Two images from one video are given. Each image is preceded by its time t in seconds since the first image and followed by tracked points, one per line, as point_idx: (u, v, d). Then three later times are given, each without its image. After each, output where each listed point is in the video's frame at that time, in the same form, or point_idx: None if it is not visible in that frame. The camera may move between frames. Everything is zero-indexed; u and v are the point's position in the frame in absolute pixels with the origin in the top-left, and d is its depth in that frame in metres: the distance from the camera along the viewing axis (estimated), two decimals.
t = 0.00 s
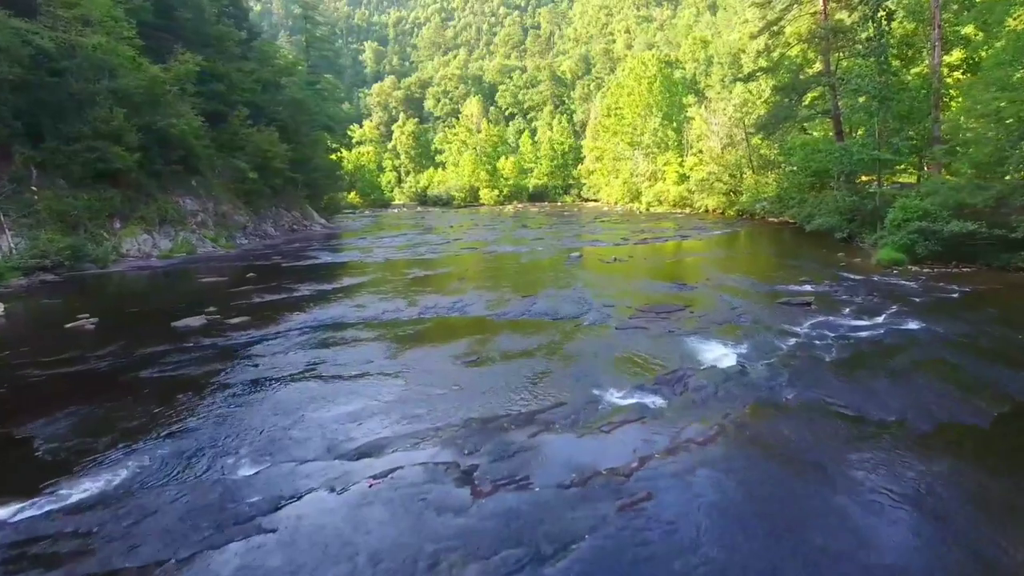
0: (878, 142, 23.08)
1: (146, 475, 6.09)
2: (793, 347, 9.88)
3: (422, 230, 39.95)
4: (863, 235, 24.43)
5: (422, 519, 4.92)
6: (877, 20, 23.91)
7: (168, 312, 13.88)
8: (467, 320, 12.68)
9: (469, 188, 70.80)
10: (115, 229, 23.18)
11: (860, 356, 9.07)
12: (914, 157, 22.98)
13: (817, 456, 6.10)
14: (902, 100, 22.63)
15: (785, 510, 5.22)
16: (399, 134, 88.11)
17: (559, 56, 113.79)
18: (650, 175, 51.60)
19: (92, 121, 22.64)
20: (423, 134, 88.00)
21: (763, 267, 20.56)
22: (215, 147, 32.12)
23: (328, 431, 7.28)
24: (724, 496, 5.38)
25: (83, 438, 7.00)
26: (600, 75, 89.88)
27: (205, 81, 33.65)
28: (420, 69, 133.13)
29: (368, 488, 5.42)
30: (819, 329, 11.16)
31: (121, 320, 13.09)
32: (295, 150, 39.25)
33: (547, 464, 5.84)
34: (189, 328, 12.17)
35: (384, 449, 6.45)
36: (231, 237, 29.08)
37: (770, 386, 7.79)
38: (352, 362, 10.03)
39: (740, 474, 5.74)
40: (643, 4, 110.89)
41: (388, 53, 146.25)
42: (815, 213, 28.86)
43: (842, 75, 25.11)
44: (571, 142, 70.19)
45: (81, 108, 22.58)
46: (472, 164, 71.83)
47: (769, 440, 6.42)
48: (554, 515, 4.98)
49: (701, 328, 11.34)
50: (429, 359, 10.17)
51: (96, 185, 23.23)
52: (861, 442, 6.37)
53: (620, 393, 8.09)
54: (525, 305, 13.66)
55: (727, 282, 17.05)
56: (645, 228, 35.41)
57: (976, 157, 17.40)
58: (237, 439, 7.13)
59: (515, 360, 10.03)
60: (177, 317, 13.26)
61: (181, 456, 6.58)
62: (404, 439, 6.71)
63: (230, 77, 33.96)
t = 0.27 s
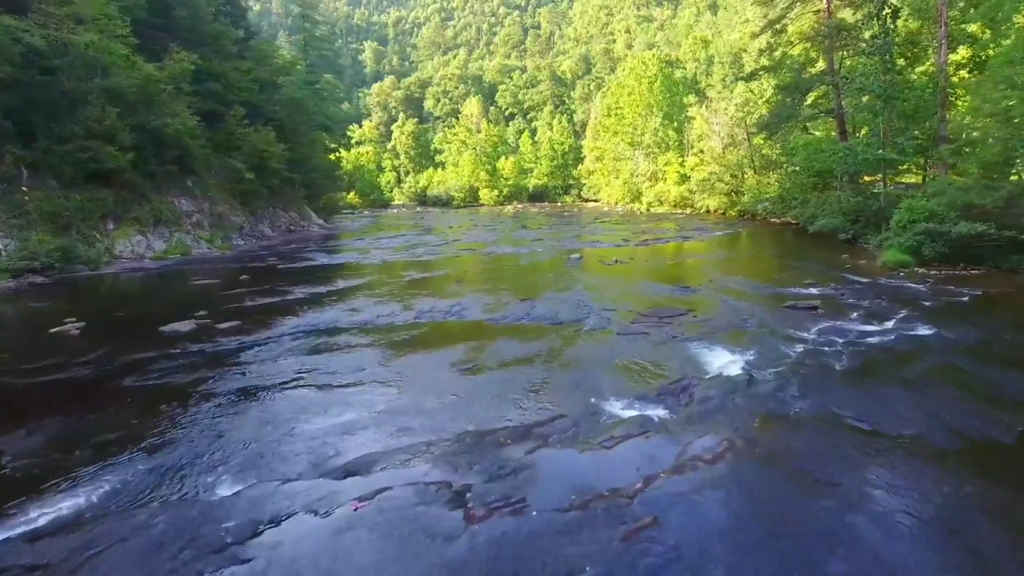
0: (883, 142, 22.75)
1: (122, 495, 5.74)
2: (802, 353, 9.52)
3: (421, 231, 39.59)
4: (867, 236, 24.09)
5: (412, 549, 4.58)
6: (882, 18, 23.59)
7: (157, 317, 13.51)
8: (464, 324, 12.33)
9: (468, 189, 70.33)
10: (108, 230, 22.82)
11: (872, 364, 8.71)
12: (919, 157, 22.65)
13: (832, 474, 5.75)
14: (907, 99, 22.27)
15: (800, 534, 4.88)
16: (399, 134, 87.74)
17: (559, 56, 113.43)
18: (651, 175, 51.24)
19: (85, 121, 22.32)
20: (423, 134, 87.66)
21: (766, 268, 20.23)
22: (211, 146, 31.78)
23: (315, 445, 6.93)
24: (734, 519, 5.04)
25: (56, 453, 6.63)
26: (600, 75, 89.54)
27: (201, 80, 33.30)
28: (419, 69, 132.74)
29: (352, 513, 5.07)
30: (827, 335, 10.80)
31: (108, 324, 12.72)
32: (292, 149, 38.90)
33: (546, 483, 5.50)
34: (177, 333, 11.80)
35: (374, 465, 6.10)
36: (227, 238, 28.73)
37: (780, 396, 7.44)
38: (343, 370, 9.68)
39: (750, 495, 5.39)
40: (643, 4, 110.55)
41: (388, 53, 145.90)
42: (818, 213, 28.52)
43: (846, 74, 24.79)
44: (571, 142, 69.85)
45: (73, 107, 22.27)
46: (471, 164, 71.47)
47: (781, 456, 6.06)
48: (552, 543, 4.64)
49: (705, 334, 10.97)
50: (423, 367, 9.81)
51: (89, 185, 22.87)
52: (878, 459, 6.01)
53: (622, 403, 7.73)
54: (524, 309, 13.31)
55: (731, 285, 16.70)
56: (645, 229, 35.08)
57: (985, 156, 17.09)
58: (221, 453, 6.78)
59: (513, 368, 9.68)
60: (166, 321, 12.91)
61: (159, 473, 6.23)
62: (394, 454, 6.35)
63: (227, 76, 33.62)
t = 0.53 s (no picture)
0: (887, 142, 22.49)
1: (100, 514, 5.46)
2: (809, 360, 9.21)
3: (420, 231, 39.29)
4: (871, 237, 23.82)
5: None
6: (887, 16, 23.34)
7: (148, 320, 13.22)
8: (462, 329, 12.04)
9: (468, 189, 70.01)
10: (102, 231, 22.53)
11: (883, 372, 8.41)
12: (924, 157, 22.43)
13: (847, 493, 5.47)
14: (912, 98, 21.99)
15: (813, 557, 4.60)
16: (398, 134, 87.47)
17: (559, 56, 113.12)
18: (651, 175, 50.96)
19: (78, 120, 22.09)
20: (422, 134, 87.41)
21: (769, 270, 19.95)
22: (208, 147, 31.52)
23: (304, 458, 6.64)
24: (744, 541, 4.76)
25: (32, 468, 6.32)
26: (600, 75, 89.27)
27: (198, 79, 33.05)
28: (419, 69, 132.45)
29: (339, 534, 4.79)
30: (834, 340, 10.47)
31: (98, 328, 12.43)
32: (290, 150, 38.64)
33: (546, 503, 5.21)
34: (168, 337, 11.50)
35: (366, 481, 5.82)
36: (223, 239, 28.44)
37: (792, 407, 7.14)
38: (337, 377, 9.37)
39: (762, 516, 5.10)
40: (644, 4, 110.27)
41: (387, 53, 145.66)
42: (821, 214, 28.23)
43: (850, 73, 24.54)
44: (571, 142, 69.60)
45: (66, 106, 22.11)
46: (471, 164, 71.18)
47: (790, 471, 5.79)
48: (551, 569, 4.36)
49: (709, 340, 10.68)
50: (419, 373, 9.50)
51: (83, 186, 22.60)
52: (894, 475, 5.74)
53: (625, 413, 7.45)
54: (523, 313, 13.03)
55: (733, 287, 16.42)
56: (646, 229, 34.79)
57: (992, 156, 16.84)
58: (207, 466, 6.49)
59: (512, 375, 9.40)
60: (157, 325, 12.63)
61: (139, 489, 5.93)
62: (386, 468, 6.07)
63: (224, 76, 33.38)
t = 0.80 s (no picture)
0: (892, 141, 22.13)
1: (67, 540, 5.10)
2: (820, 368, 8.85)
3: (420, 232, 38.91)
4: (875, 238, 23.46)
5: None
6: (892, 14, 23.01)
7: (136, 325, 12.85)
8: (458, 334, 11.67)
9: (468, 189, 69.58)
10: (95, 232, 22.17)
11: (897, 381, 8.05)
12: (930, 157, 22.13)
13: (866, 516, 5.11)
14: (918, 97, 21.65)
15: None
16: (398, 134, 87.13)
17: (559, 55, 112.71)
18: (652, 176, 50.59)
19: (70, 120, 21.76)
20: (422, 134, 87.07)
21: (772, 272, 19.59)
22: (205, 146, 31.19)
23: (288, 475, 6.28)
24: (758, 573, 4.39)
25: None
26: (601, 75, 88.91)
27: (194, 78, 32.70)
28: (419, 69, 132.07)
29: (319, 567, 4.43)
30: (844, 347, 10.11)
31: (84, 333, 12.06)
32: (288, 150, 38.31)
33: (544, 531, 4.84)
34: (156, 343, 11.13)
35: (352, 504, 5.45)
36: (219, 240, 28.08)
37: (804, 420, 6.78)
38: (328, 385, 9.00)
39: (776, 543, 4.73)
40: (645, 3, 109.88)
41: (387, 53, 145.31)
42: (825, 215, 27.87)
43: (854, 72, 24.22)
44: (571, 142, 69.25)
45: (58, 105, 21.77)
46: (471, 164, 70.82)
47: (805, 492, 5.42)
48: None
49: (714, 347, 10.33)
50: (413, 382, 9.13)
51: (76, 186, 22.25)
52: (915, 495, 5.38)
53: (629, 426, 7.08)
54: (523, 318, 12.66)
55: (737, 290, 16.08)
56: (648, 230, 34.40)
57: (1002, 156, 16.50)
58: (186, 485, 6.13)
59: (510, 384, 9.02)
60: (146, 330, 12.27)
61: (111, 512, 5.55)
62: (374, 488, 5.71)
63: (221, 75, 33.06)
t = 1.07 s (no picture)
0: (898, 141, 21.78)
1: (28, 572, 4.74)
2: (830, 377, 8.51)
3: (418, 233, 38.55)
4: (880, 239, 23.13)
5: None
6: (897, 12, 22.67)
7: (123, 329, 12.48)
8: (455, 341, 11.29)
9: (467, 189, 69.14)
10: (87, 233, 21.83)
11: (913, 391, 7.69)
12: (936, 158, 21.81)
13: (887, 542, 4.76)
14: (924, 96, 21.29)
15: None
16: (397, 134, 86.78)
17: (559, 55, 112.34)
18: (653, 176, 50.26)
19: (62, 119, 21.41)
20: (422, 134, 86.74)
21: (776, 274, 19.23)
22: (200, 146, 30.85)
23: (272, 495, 5.91)
24: None
25: None
26: (601, 74, 88.58)
27: (190, 77, 32.35)
28: (419, 69, 131.71)
29: None
30: (855, 354, 9.75)
31: (69, 339, 11.70)
32: (285, 150, 37.97)
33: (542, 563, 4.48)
34: (141, 349, 10.76)
35: (336, 531, 5.09)
36: (215, 241, 27.73)
37: (818, 435, 6.43)
38: (317, 395, 8.62)
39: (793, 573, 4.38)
40: (645, 3, 109.52)
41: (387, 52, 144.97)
42: (828, 216, 27.51)
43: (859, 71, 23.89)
44: (571, 142, 68.92)
45: (49, 104, 21.41)
46: (470, 165, 70.47)
47: (822, 515, 5.07)
48: None
49: (719, 354, 9.96)
50: (407, 391, 8.76)
51: (67, 186, 21.90)
52: (940, 518, 5.02)
53: (633, 441, 6.72)
54: (522, 323, 12.28)
55: (740, 293, 15.75)
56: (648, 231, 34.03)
57: (1011, 156, 16.17)
58: (161, 506, 5.76)
59: (508, 394, 8.65)
60: (132, 335, 11.91)
61: (79, 537, 5.19)
62: (360, 511, 5.36)
63: (217, 74, 32.74)
